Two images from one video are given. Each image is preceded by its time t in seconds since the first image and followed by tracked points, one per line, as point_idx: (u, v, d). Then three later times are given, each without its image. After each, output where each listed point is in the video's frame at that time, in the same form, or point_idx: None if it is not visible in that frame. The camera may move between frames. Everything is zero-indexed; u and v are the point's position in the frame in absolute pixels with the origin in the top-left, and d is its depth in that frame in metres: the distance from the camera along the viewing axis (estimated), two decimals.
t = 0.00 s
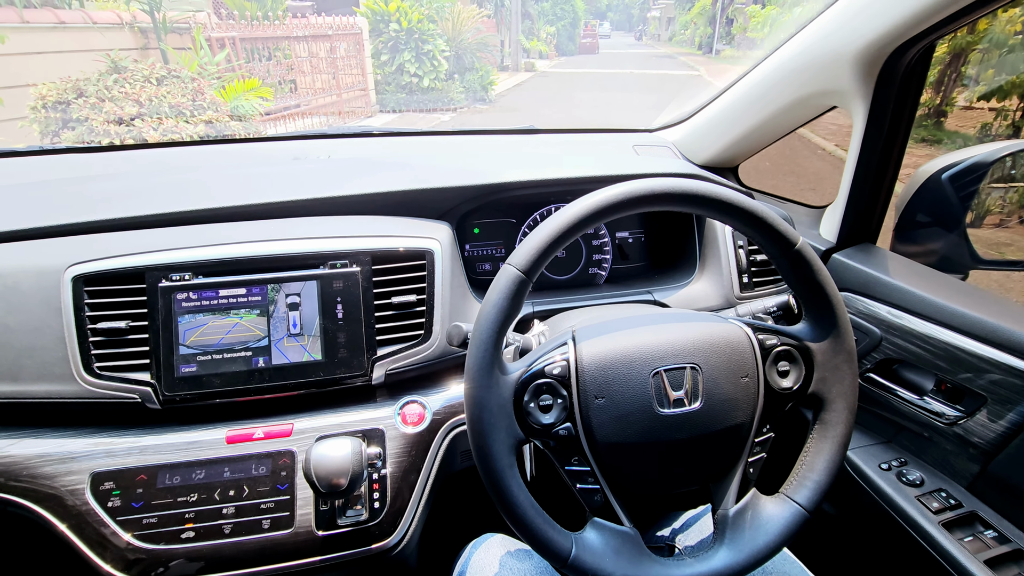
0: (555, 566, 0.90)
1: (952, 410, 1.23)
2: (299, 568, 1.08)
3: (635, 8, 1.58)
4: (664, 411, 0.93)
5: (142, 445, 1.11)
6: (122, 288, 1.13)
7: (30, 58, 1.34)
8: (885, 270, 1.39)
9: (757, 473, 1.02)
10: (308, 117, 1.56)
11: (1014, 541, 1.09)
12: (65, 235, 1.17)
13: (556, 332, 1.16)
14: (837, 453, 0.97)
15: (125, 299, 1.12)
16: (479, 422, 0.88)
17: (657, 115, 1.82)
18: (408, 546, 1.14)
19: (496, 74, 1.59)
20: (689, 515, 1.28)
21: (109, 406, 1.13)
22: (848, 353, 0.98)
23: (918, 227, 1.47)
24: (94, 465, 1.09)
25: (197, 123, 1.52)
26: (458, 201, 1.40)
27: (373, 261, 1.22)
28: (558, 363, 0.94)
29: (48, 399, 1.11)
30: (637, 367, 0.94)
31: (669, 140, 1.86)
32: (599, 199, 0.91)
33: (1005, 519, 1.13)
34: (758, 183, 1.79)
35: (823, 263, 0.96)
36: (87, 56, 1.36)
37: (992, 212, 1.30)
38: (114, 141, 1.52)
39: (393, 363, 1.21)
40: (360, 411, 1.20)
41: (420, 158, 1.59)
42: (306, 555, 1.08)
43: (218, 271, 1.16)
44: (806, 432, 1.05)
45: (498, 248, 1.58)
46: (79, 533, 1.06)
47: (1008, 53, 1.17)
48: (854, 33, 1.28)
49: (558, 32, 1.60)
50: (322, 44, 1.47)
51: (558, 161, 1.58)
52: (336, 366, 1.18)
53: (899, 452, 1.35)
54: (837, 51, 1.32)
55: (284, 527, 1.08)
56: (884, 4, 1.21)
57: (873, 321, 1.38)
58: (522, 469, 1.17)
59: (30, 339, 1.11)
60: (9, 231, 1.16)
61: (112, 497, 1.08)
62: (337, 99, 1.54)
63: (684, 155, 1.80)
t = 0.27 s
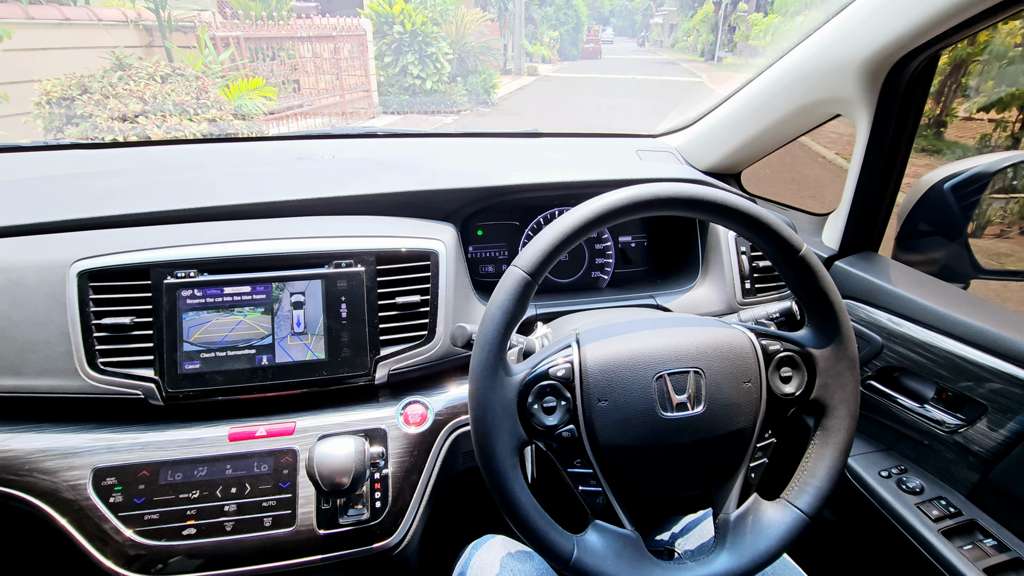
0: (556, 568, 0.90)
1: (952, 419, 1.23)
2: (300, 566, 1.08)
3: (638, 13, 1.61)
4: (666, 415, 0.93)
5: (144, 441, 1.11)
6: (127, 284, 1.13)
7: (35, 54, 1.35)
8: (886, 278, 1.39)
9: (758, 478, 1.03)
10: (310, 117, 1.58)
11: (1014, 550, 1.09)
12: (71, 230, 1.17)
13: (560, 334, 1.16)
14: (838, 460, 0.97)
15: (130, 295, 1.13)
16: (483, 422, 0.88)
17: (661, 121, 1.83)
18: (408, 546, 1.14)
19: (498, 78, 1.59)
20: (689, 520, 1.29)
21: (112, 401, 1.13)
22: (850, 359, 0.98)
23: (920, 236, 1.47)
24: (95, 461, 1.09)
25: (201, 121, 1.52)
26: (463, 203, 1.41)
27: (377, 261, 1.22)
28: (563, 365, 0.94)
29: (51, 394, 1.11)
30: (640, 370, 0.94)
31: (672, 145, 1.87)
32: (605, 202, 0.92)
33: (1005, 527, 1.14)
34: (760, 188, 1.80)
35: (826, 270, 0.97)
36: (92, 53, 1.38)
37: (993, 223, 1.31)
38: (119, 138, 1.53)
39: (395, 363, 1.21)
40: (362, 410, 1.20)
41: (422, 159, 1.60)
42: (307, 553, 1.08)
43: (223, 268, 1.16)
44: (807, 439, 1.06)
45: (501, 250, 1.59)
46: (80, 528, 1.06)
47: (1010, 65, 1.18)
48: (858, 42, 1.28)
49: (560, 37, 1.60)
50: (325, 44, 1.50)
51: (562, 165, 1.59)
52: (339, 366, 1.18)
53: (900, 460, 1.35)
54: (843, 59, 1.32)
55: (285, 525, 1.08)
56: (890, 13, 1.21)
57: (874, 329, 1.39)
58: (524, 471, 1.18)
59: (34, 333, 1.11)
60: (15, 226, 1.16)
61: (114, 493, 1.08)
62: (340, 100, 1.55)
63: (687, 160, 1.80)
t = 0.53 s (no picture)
0: (581, 548, 0.90)
1: (968, 411, 1.24)
2: (318, 547, 1.08)
3: (638, 18, 1.62)
4: (693, 398, 0.94)
5: (162, 419, 1.10)
6: (146, 260, 1.12)
7: (38, 42, 1.36)
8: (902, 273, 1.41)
9: (780, 464, 1.03)
10: (312, 111, 1.55)
11: None
12: (90, 206, 1.16)
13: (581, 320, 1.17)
14: (860, 447, 0.98)
15: (150, 271, 1.12)
16: (512, 400, 0.88)
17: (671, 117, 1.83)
18: (426, 529, 1.14)
19: (498, 79, 1.59)
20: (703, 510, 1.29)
21: (130, 378, 1.12)
22: (874, 346, 0.99)
23: (932, 234, 1.48)
24: (112, 438, 1.08)
25: (203, 112, 1.51)
26: (484, 189, 1.41)
27: (399, 244, 1.22)
28: (591, 346, 0.94)
29: (69, 368, 1.10)
30: (668, 352, 0.94)
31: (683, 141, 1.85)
32: (636, 184, 0.92)
33: (1019, 519, 1.14)
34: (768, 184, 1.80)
35: (851, 258, 0.98)
36: (93, 42, 1.37)
37: (997, 227, 1.34)
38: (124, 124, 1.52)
39: (415, 346, 1.21)
40: (381, 392, 1.20)
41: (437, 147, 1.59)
42: (326, 534, 1.07)
43: (243, 247, 1.15)
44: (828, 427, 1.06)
45: (515, 240, 1.59)
46: (97, 504, 1.05)
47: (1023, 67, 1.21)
48: (881, 36, 1.29)
49: (560, 40, 1.64)
50: (327, 40, 1.48)
51: (578, 155, 1.59)
52: (358, 347, 1.18)
53: (913, 453, 1.36)
54: (864, 53, 1.33)
55: (304, 505, 1.08)
56: (913, 7, 1.23)
57: (889, 322, 1.41)
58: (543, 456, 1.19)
59: (52, 308, 1.10)
60: (32, 201, 1.15)
61: (131, 470, 1.07)
62: (340, 96, 1.53)
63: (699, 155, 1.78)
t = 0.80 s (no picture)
0: (614, 524, 0.87)
1: (991, 397, 1.24)
2: (336, 525, 1.04)
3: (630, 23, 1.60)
4: (730, 372, 0.92)
5: (172, 390, 1.06)
6: (157, 226, 1.07)
7: (23, 23, 1.23)
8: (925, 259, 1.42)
9: (813, 444, 1.01)
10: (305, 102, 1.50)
11: None
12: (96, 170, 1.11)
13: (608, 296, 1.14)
14: (895, 426, 0.96)
15: (161, 237, 1.07)
16: (549, 369, 0.85)
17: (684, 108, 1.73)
18: (445, 509, 1.10)
19: (493, 78, 1.52)
20: (722, 497, 1.25)
21: (139, 348, 1.07)
22: (909, 324, 0.97)
23: (950, 223, 1.48)
24: (120, 409, 1.03)
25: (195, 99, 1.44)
26: (506, 163, 1.38)
27: (421, 217, 1.18)
28: (627, 318, 0.92)
29: (74, 336, 1.05)
30: (705, 326, 0.92)
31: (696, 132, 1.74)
32: (678, 152, 0.89)
33: None
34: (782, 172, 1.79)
35: (889, 234, 0.96)
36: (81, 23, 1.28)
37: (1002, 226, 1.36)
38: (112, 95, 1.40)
39: (436, 322, 1.18)
40: (400, 367, 1.17)
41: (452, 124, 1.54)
42: (344, 512, 1.04)
43: (260, 215, 1.11)
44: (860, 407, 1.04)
45: (531, 222, 1.56)
46: (103, 477, 1.00)
47: None
48: (912, 17, 1.29)
49: (554, 41, 1.60)
50: (321, 32, 1.39)
51: (598, 131, 1.56)
52: (377, 321, 1.14)
53: (932, 440, 1.36)
54: (895, 36, 1.33)
55: (322, 481, 1.04)
56: None
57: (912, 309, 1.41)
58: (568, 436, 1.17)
59: (58, 273, 1.05)
60: (37, 163, 1.09)
61: (141, 442, 1.02)
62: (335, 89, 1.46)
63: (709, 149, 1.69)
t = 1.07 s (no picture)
0: (631, 545, 0.80)
1: (1013, 410, 1.18)
2: (325, 542, 0.96)
3: (623, 26, 1.54)
4: (758, 382, 0.86)
5: (148, 393, 0.97)
6: (136, 212, 0.98)
7: None
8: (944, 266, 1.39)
9: (839, 459, 0.94)
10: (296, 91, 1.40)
11: None
12: (70, 151, 1.02)
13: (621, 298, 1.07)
14: (926, 441, 0.90)
15: (140, 225, 0.98)
16: (566, 376, 0.77)
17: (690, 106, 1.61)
18: (443, 526, 1.03)
19: (484, 75, 1.42)
20: (734, 511, 1.20)
21: (114, 344, 0.98)
22: (943, 333, 0.92)
23: (965, 228, 1.44)
24: (90, 412, 0.94)
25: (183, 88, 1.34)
26: (512, 155, 1.32)
27: (423, 209, 1.10)
28: (649, 321, 0.85)
29: (42, 331, 0.96)
30: (732, 331, 0.86)
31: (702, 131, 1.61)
32: (709, 142, 0.82)
33: None
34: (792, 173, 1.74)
35: (924, 237, 0.90)
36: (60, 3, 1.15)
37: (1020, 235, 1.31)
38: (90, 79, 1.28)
39: (437, 322, 1.10)
40: (398, 370, 1.09)
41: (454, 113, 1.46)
42: (335, 527, 0.96)
43: (249, 203, 1.02)
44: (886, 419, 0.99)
45: (535, 219, 1.49)
46: (69, 488, 0.91)
47: None
48: (940, 13, 1.25)
49: (547, 42, 1.52)
50: (310, 25, 1.30)
51: (607, 124, 1.49)
52: (375, 320, 1.06)
53: (949, 453, 1.31)
54: (923, 32, 1.28)
55: (312, 494, 0.96)
56: None
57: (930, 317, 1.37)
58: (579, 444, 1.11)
59: (25, 262, 0.95)
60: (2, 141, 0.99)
61: (112, 450, 0.93)
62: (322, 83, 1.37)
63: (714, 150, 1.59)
